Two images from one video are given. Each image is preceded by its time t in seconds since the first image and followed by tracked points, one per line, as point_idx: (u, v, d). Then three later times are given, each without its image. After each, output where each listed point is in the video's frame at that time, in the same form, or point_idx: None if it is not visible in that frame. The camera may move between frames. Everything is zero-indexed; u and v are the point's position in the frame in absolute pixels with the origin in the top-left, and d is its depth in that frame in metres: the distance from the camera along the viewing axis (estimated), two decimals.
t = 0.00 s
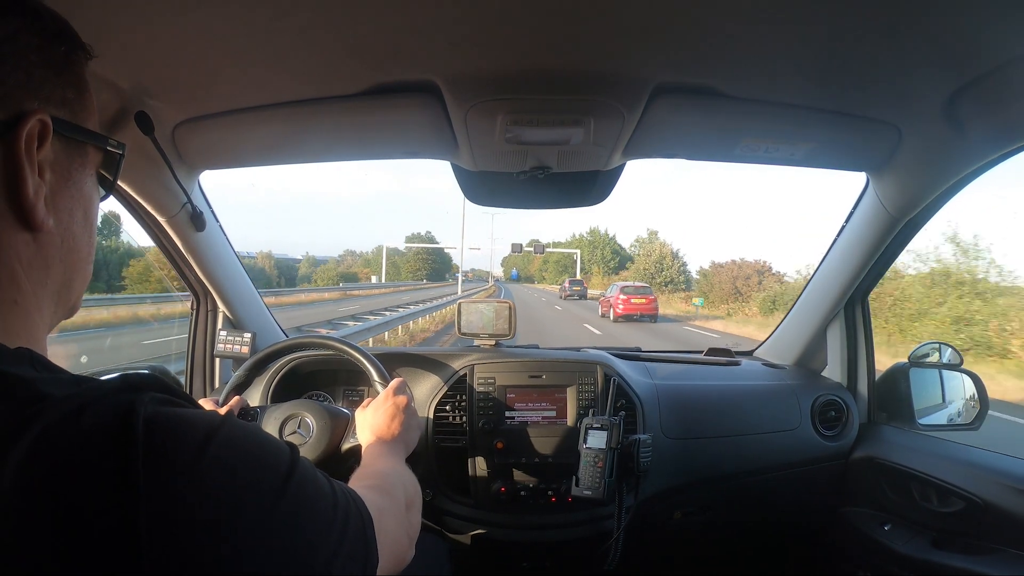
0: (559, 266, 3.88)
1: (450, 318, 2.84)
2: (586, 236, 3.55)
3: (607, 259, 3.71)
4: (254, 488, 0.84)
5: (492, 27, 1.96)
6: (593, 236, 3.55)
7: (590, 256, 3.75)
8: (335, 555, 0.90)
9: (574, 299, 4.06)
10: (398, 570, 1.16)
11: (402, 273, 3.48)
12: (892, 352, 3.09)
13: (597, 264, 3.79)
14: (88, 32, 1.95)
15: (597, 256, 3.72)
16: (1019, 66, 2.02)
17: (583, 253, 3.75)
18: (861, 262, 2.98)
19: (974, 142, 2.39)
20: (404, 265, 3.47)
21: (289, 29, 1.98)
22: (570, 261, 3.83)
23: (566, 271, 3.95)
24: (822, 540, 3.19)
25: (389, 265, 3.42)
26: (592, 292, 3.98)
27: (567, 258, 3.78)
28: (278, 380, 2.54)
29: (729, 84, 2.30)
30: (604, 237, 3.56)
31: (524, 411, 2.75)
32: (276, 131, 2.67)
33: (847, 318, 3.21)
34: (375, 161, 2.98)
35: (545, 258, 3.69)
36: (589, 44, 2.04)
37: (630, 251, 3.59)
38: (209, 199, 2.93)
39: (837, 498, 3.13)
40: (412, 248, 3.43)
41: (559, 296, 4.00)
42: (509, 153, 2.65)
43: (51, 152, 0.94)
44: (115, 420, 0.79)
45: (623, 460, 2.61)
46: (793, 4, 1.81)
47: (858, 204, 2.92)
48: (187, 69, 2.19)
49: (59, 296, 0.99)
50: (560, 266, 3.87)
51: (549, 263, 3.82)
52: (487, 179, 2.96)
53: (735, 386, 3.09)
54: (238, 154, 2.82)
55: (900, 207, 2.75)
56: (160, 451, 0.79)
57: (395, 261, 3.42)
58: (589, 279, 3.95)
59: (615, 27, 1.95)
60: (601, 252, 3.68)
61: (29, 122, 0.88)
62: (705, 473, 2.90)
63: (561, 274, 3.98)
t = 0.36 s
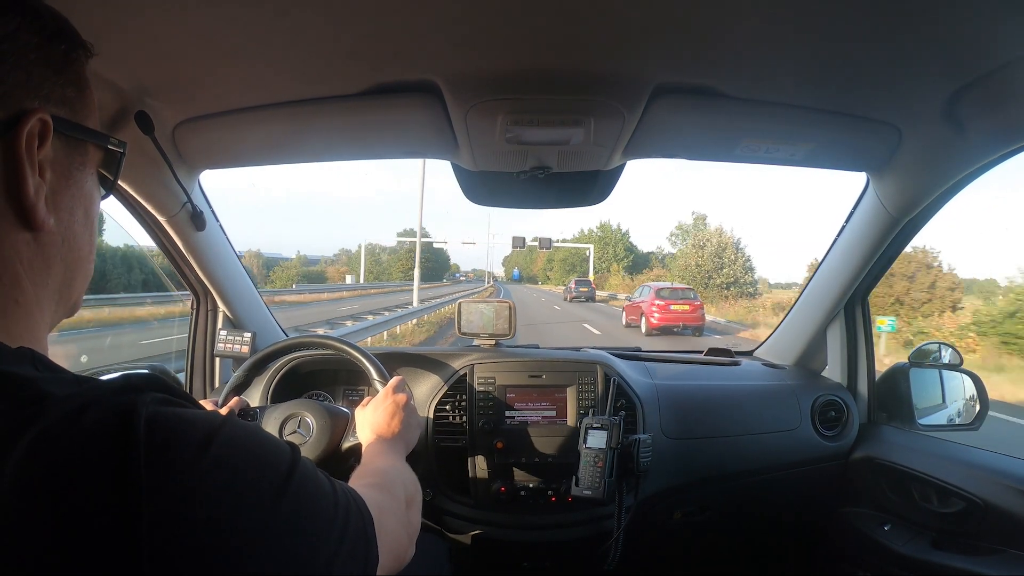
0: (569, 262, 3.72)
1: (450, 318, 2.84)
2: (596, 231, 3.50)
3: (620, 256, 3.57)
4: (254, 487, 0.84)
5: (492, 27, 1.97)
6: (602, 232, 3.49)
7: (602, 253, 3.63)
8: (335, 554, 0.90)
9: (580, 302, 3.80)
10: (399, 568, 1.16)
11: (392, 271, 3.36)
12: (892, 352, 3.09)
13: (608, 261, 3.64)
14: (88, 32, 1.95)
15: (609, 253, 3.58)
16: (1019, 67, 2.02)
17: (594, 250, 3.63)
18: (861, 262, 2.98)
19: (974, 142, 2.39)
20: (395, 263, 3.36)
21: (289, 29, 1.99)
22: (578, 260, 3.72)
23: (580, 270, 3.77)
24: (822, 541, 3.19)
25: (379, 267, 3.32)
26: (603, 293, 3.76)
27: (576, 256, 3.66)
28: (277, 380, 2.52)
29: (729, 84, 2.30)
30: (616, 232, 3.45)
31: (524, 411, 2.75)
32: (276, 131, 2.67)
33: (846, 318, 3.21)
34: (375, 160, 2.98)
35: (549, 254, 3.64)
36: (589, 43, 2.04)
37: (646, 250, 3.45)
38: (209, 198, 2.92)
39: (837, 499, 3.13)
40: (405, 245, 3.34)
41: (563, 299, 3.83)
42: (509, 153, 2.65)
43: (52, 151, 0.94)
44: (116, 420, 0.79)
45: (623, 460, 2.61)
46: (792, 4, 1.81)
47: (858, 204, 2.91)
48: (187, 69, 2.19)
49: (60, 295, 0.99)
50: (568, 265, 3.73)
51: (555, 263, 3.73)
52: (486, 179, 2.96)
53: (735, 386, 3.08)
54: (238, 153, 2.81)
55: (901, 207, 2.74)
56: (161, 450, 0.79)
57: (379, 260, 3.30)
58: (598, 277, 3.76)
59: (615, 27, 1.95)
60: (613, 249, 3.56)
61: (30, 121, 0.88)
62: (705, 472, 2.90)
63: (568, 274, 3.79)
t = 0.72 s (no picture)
0: (581, 262, 3.83)
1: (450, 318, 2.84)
2: (608, 226, 3.44)
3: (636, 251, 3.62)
4: (254, 487, 0.84)
5: (492, 27, 1.97)
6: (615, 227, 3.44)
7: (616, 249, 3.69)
8: (335, 555, 0.90)
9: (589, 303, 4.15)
10: (398, 568, 1.16)
11: (380, 269, 3.38)
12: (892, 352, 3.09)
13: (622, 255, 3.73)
14: (88, 32, 1.95)
15: (626, 249, 3.62)
16: (1019, 67, 2.02)
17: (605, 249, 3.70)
18: (860, 262, 2.98)
19: (974, 142, 2.40)
20: (381, 262, 3.39)
21: (288, 28, 1.98)
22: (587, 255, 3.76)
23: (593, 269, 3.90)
24: (822, 541, 3.19)
25: (361, 264, 3.29)
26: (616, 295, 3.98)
27: (585, 251, 3.70)
28: (277, 379, 2.53)
29: (729, 84, 2.30)
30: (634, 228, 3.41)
31: (524, 411, 2.75)
32: (277, 131, 2.67)
33: (846, 318, 3.21)
34: (376, 160, 2.98)
35: (555, 249, 3.54)
36: (589, 43, 2.04)
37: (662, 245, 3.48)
38: (209, 198, 2.93)
39: (837, 498, 3.13)
40: (397, 242, 3.41)
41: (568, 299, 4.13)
42: (509, 153, 2.65)
43: (52, 152, 0.94)
44: (116, 421, 0.79)
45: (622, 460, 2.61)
46: (792, 4, 1.81)
47: (857, 204, 2.92)
48: (187, 69, 2.18)
49: (60, 295, 0.99)
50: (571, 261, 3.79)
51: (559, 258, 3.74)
52: (486, 178, 2.96)
53: (735, 386, 3.09)
54: (238, 154, 2.81)
55: (900, 207, 2.75)
56: (161, 450, 0.79)
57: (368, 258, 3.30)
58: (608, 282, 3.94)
59: (615, 26, 1.95)
60: (627, 245, 3.61)
61: (31, 122, 0.88)
62: (704, 472, 2.90)
63: (577, 273, 3.92)
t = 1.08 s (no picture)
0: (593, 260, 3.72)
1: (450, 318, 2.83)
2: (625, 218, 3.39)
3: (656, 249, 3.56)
4: (255, 487, 0.84)
5: (492, 28, 1.97)
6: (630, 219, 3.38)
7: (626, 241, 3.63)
8: (335, 555, 0.89)
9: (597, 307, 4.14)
10: (398, 568, 1.16)
11: (364, 269, 3.25)
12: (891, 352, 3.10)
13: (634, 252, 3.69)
14: (87, 32, 1.95)
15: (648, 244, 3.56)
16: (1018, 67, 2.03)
17: (616, 244, 3.67)
18: (860, 262, 2.98)
19: (974, 142, 2.40)
20: (368, 261, 3.25)
21: (289, 29, 1.98)
22: (601, 253, 3.70)
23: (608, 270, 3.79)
24: (822, 541, 3.19)
25: (334, 260, 3.19)
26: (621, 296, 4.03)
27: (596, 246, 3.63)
28: (277, 380, 2.52)
29: (729, 84, 2.30)
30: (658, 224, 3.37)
31: (523, 411, 2.75)
32: (276, 131, 2.66)
33: (846, 318, 3.21)
34: (375, 160, 2.98)
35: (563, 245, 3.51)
36: (589, 43, 2.04)
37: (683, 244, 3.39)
38: (208, 199, 2.93)
39: (837, 498, 3.13)
40: (384, 238, 3.25)
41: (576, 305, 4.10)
42: (509, 153, 2.65)
43: (52, 151, 0.94)
44: (116, 421, 0.79)
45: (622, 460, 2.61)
46: (791, 4, 1.81)
47: (857, 204, 2.92)
48: (186, 69, 2.18)
49: (60, 295, 0.99)
50: (582, 259, 3.71)
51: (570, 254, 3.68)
52: (485, 178, 2.96)
53: (735, 386, 3.09)
54: (237, 154, 2.81)
55: (900, 207, 2.75)
56: (161, 450, 0.79)
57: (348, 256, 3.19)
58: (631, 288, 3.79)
59: (614, 27, 1.95)
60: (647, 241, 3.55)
61: (31, 121, 0.88)
62: (704, 473, 2.90)
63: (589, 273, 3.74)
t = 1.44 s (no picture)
0: (609, 257, 3.68)
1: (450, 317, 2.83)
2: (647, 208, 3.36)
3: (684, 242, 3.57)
4: (254, 487, 0.84)
5: (491, 27, 1.97)
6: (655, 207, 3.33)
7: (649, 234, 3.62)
8: (334, 554, 0.89)
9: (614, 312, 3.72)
10: (398, 567, 1.16)
11: (348, 269, 3.35)
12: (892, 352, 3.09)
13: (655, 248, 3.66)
14: (87, 32, 1.95)
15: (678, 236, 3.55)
16: (1018, 67, 2.02)
17: (637, 236, 3.64)
18: (860, 262, 2.98)
19: (974, 142, 2.39)
20: (352, 260, 3.35)
21: (289, 28, 1.98)
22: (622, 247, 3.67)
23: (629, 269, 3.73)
24: (822, 541, 3.19)
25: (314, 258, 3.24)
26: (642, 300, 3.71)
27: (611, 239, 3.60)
28: (277, 379, 2.53)
29: (729, 84, 2.30)
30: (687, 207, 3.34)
31: (523, 411, 2.75)
32: (276, 131, 2.67)
33: (847, 317, 3.21)
34: (375, 160, 2.98)
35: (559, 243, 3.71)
36: (588, 43, 2.03)
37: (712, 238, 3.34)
38: (209, 199, 2.93)
39: (837, 498, 3.13)
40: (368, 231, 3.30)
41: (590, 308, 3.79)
42: (509, 153, 2.65)
43: (51, 151, 0.94)
44: (115, 421, 0.79)
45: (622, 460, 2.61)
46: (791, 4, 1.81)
47: (857, 204, 2.92)
48: (186, 69, 2.18)
49: (59, 295, 0.99)
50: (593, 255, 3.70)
51: (581, 249, 3.70)
52: (485, 178, 2.96)
53: (735, 386, 3.09)
54: (237, 154, 2.81)
55: (900, 207, 2.75)
56: (159, 450, 0.79)
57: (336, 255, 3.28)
58: (672, 290, 3.64)
59: (614, 26, 1.95)
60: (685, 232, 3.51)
61: (30, 122, 0.88)
62: (704, 472, 2.90)
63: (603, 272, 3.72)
